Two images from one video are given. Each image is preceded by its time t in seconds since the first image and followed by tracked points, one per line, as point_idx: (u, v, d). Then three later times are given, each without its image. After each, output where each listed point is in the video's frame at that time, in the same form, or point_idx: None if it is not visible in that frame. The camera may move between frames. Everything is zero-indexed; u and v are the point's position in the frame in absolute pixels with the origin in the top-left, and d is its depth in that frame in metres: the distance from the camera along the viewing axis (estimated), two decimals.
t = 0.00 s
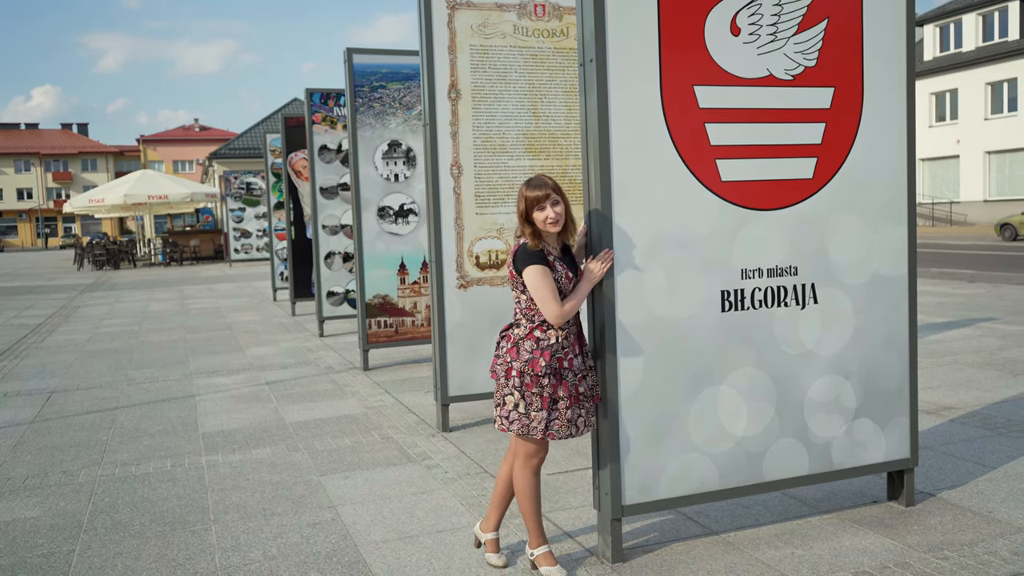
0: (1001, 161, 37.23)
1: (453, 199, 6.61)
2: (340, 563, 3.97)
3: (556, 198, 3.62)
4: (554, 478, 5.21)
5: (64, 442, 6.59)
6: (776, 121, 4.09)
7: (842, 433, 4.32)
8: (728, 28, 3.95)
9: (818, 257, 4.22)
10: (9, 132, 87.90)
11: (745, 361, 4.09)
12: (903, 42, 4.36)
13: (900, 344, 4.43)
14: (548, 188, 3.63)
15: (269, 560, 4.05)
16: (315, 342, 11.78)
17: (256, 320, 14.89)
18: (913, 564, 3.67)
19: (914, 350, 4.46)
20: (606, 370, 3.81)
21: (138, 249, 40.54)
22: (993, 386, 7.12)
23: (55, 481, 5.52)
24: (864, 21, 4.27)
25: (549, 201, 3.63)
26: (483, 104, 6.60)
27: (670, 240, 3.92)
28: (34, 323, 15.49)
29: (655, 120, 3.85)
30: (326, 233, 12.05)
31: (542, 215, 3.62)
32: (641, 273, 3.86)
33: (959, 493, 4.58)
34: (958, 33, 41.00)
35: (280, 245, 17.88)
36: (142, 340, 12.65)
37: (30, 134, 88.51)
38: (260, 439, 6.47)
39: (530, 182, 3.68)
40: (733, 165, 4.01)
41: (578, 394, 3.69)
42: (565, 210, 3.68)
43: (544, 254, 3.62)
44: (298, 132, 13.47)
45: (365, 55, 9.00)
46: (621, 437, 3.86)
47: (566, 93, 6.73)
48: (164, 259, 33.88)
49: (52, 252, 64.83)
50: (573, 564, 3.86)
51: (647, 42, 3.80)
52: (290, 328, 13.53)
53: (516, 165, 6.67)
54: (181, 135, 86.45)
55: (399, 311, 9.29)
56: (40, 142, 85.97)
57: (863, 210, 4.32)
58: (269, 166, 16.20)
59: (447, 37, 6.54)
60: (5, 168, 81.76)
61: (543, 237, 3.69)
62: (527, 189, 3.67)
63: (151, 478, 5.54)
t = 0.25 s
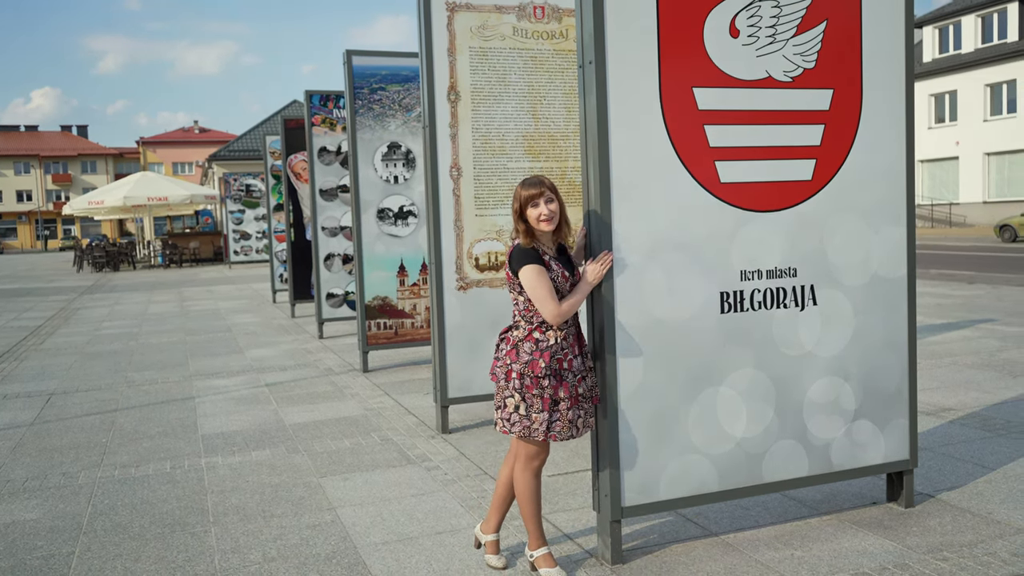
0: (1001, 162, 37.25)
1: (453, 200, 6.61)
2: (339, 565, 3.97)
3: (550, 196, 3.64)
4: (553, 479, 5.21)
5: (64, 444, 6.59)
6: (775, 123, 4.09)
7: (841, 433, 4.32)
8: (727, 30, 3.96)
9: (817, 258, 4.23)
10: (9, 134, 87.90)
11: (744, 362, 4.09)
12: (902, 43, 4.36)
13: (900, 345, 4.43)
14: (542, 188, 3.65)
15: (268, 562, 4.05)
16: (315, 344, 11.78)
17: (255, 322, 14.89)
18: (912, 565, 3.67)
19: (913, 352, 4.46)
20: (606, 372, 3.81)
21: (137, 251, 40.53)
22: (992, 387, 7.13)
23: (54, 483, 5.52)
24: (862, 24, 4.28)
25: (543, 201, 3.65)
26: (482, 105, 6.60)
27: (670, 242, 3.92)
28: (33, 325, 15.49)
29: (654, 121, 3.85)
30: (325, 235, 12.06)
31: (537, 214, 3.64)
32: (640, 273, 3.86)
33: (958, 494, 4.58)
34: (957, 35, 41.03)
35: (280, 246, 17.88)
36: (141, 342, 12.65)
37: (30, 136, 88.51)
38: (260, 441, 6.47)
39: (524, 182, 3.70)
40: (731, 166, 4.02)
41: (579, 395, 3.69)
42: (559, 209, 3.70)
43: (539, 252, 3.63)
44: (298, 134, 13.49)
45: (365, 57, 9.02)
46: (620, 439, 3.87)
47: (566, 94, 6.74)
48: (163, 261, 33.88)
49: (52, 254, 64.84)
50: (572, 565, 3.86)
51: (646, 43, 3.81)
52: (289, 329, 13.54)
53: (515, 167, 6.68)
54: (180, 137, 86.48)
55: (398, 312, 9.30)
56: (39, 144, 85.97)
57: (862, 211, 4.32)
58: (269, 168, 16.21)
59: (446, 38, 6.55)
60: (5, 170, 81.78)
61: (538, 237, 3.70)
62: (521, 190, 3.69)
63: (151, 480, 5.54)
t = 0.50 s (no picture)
0: (1000, 164, 37.26)
1: (453, 202, 6.62)
2: (339, 566, 3.97)
3: (549, 199, 3.65)
4: (553, 480, 5.22)
5: (63, 445, 6.58)
6: (774, 124, 4.09)
7: (841, 435, 4.32)
8: (726, 31, 3.96)
9: (817, 260, 4.23)
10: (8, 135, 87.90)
11: (744, 363, 4.10)
12: (901, 45, 4.37)
13: (899, 346, 4.43)
14: (540, 191, 3.66)
15: (268, 563, 4.05)
16: (314, 345, 11.79)
17: (255, 323, 14.88)
18: (911, 566, 3.67)
19: (913, 353, 4.46)
20: (606, 373, 3.82)
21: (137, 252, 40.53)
22: (992, 389, 7.13)
23: (54, 484, 5.52)
24: (862, 25, 4.28)
25: (542, 203, 3.65)
26: (482, 107, 6.61)
27: (670, 243, 3.92)
28: (32, 326, 15.48)
29: (653, 123, 3.85)
30: (325, 236, 12.06)
31: (535, 217, 3.65)
32: (640, 275, 3.86)
33: (958, 495, 4.58)
34: (957, 36, 41.06)
35: (279, 247, 17.89)
36: (141, 343, 12.64)
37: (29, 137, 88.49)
38: (259, 442, 6.46)
39: (521, 185, 3.71)
40: (731, 168, 4.02)
41: (578, 395, 3.69)
42: (558, 212, 3.70)
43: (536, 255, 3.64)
44: (297, 135, 13.49)
45: (364, 58, 9.03)
46: (619, 440, 3.86)
47: (565, 96, 6.74)
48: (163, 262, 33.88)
49: (51, 255, 64.84)
50: (572, 566, 3.87)
51: (645, 45, 3.81)
52: (289, 330, 13.54)
53: (515, 168, 6.69)
54: (180, 138, 86.48)
55: (398, 314, 9.30)
56: (39, 145, 85.96)
57: (862, 213, 4.32)
58: (268, 169, 16.21)
59: (446, 40, 6.55)
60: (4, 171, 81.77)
61: (535, 240, 3.71)
62: (518, 193, 3.69)
63: (151, 481, 5.54)
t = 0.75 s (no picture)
0: (1001, 166, 37.26)
1: (454, 203, 6.62)
2: (340, 567, 3.98)
3: (545, 203, 3.66)
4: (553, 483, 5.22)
5: (65, 446, 6.59)
6: (776, 127, 4.10)
7: (842, 437, 4.32)
8: (728, 33, 3.96)
9: (818, 262, 4.23)
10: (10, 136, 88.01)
11: (745, 366, 4.10)
12: (903, 47, 4.37)
13: (901, 348, 4.43)
14: (537, 194, 3.67)
15: (269, 564, 4.05)
16: (315, 346, 11.79)
17: (256, 324, 14.89)
18: (913, 568, 3.67)
19: (914, 355, 4.46)
20: (607, 375, 3.82)
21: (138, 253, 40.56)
22: (993, 391, 7.13)
23: (55, 485, 5.52)
24: (864, 27, 4.28)
25: (539, 206, 3.67)
26: (484, 108, 6.61)
27: (671, 245, 3.92)
28: (34, 327, 15.49)
29: (655, 125, 3.86)
30: (326, 238, 12.06)
31: (533, 219, 3.66)
32: (642, 277, 3.86)
33: (959, 497, 4.58)
34: (958, 38, 41.07)
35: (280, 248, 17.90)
36: (142, 344, 12.65)
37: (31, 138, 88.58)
38: (261, 443, 6.47)
39: (517, 189, 3.72)
40: (732, 169, 4.02)
41: (578, 396, 3.68)
42: (554, 214, 3.72)
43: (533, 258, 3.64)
44: (299, 136, 13.51)
45: (366, 60, 9.04)
46: (621, 443, 3.87)
47: (567, 97, 6.74)
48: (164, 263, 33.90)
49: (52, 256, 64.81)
50: (574, 568, 3.87)
51: (647, 47, 3.82)
52: (290, 332, 13.55)
53: (516, 169, 6.69)
54: (181, 139, 86.55)
55: (399, 315, 9.29)
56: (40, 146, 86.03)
57: (863, 215, 4.33)
58: (270, 170, 16.23)
59: (448, 41, 6.56)
60: (6, 172, 81.84)
61: (532, 243, 3.72)
62: (514, 196, 3.70)
63: (152, 482, 5.54)
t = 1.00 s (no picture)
0: (1001, 170, 37.27)
1: (455, 207, 6.63)
2: (341, 571, 3.98)
3: (532, 207, 3.66)
4: (554, 486, 5.22)
5: (66, 449, 6.59)
6: (776, 131, 4.10)
7: (843, 441, 4.32)
8: (729, 37, 3.97)
9: (819, 266, 4.24)
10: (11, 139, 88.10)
11: (746, 370, 4.10)
12: (903, 52, 4.38)
13: (902, 353, 4.44)
14: (525, 198, 3.67)
15: (270, 568, 4.05)
16: (316, 350, 11.80)
17: (256, 327, 14.90)
18: (914, 573, 3.67)
19: (915, 360, 4.46)
20: (607, 380, 3.82)
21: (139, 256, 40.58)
22: (993, 395, 7.13)
23: (56, 488, 5.52)
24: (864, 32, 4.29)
25: (526, 210, 3.66)
26: (484, 112, 6.62)
27: (671, 249, 3.93)
28: (35, 330, 15.50)
29: (656, 129, 3.86)
30: (327, 241, 12.07)
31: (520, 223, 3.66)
32: (643, 281, 3.87)
33: (960, 502, 4.58)
34: (958, 43, 41.10)
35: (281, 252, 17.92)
36: (143, 347, 12.66)
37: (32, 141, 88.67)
38: (261, 447, 6.47)
39: (507, 191, 3.72)
40: (733, 174, 4.03)
41: (563, 398, 3.68)
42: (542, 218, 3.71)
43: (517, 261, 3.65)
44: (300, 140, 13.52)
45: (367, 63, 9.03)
46: (622, 446, 3.87)
47: (568, 102, 6.75)
48: (165, 267, 33.92)
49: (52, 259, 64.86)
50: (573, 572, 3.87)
51: (648, 52, 3.82)
52: (291, 335, 13.56)
53: (517, 173, 6.70)
54: (182, 143, 86.64)
55: (400, 318, 9.30)
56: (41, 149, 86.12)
57: (864, 219, 4.33)
58: (271, 174, 16.26)
59: (449, 45, 6.57)
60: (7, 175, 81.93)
61: (519, 245, 3.72)
62: (503, 198, 3.72)
63: (153, 485, 5.55)
